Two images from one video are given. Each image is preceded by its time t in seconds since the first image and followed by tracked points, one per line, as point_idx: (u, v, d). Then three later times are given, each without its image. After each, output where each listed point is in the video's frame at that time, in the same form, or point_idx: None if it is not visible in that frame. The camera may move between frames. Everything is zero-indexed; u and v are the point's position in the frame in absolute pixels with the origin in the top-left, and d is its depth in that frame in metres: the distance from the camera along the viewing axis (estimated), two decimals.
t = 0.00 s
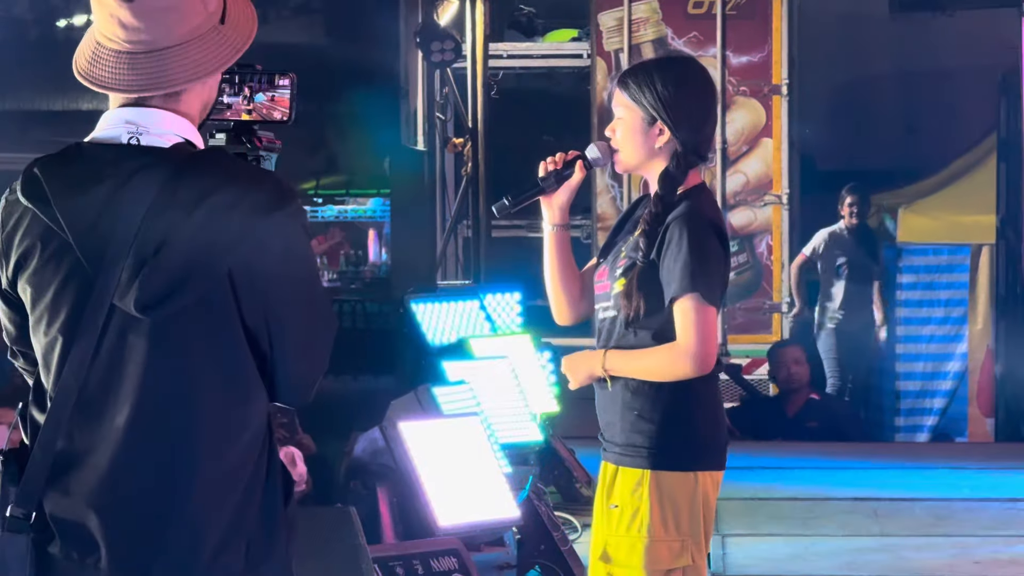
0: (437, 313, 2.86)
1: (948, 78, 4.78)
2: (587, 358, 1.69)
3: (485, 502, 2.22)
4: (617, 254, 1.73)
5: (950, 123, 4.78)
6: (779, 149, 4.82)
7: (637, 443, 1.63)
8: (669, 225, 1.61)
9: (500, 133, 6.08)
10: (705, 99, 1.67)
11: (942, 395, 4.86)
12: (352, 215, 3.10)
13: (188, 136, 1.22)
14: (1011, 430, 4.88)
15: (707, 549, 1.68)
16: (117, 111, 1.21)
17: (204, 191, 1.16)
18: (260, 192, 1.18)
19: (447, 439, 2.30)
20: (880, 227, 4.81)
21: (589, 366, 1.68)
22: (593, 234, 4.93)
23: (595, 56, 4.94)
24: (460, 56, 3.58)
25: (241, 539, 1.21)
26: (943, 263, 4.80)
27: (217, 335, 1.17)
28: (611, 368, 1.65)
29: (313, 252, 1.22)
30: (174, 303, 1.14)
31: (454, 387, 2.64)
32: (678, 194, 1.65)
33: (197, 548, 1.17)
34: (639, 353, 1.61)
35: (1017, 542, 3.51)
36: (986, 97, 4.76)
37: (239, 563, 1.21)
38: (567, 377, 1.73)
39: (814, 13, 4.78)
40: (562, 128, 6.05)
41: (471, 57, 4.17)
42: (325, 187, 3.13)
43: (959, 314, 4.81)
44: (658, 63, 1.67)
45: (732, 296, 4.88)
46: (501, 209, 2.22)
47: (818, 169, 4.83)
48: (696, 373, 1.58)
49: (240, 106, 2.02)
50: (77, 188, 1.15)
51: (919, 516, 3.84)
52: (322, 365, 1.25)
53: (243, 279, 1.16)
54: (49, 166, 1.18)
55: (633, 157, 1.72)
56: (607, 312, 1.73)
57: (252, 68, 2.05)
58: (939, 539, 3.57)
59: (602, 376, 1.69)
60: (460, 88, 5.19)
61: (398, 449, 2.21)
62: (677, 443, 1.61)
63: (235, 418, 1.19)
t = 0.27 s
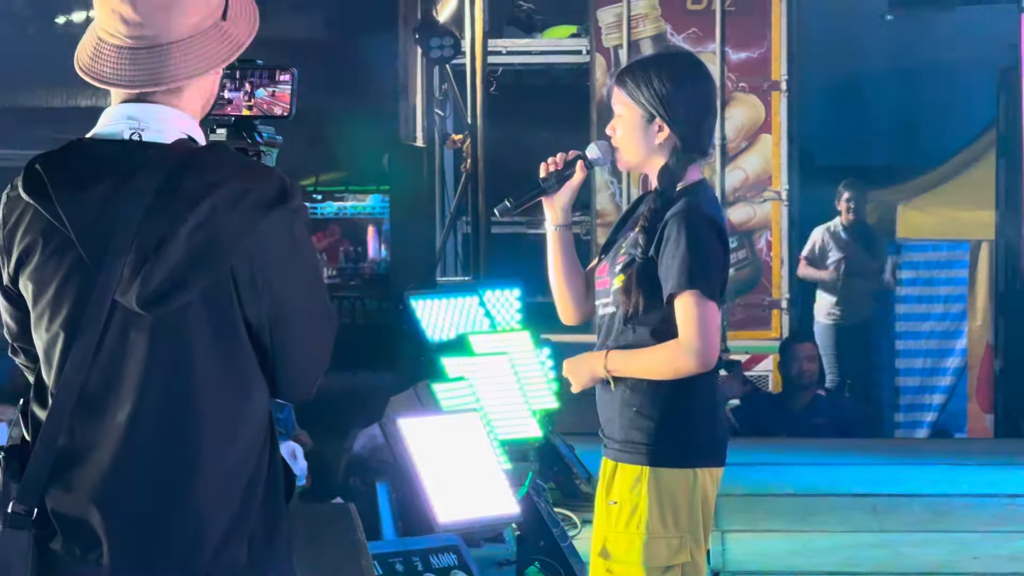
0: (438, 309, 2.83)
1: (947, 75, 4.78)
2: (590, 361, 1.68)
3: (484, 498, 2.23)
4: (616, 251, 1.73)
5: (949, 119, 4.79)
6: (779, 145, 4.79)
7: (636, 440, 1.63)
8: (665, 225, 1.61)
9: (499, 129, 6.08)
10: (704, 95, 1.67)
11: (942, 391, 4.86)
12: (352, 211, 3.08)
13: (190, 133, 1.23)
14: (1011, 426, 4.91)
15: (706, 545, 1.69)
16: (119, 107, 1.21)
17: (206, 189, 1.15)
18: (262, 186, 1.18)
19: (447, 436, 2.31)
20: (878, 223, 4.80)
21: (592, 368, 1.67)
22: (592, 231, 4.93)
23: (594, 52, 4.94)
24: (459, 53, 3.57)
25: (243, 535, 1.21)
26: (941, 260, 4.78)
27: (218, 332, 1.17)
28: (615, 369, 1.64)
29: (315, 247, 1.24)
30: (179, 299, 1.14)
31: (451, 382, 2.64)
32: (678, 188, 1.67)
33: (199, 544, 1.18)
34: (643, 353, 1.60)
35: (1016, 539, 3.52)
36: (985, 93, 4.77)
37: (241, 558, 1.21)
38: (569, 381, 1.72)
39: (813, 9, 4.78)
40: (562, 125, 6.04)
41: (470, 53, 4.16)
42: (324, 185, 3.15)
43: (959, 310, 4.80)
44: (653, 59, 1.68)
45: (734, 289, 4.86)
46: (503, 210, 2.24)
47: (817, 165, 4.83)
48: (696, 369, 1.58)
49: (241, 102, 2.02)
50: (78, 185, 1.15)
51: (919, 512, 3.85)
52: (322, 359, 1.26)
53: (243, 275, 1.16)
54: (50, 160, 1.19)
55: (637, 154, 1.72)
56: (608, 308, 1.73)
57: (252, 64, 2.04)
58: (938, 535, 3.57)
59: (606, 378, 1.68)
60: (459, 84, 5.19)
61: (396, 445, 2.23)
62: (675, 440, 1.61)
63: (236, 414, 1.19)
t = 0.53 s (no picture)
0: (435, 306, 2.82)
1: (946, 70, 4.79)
2: (580, 346, 1.70)
3: (482, 494, 2.22)
4: (616, 248, 1.73)
5: (947, 115, 4.79)
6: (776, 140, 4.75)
7: (635, 435, 1.63)
8: (670, 218, 1.61)
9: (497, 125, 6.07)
10: (703, 91, 1.68)
11: (940, 386, 4.86)
12: (349, 207, 3.07)
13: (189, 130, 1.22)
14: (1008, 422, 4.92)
15: (705, 540, 1.69)
16: (118, 105, 1.21)
17: (204, 183, 1.15)
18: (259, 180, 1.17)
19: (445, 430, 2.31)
20: (876, 219, 4.80)
21: (581, 353, 1.69)
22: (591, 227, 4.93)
23: (592, 48, 4.92)
24: (457, 49, 3.56)
25: (242, 532, 1.20)
26: (939, 255, 4.79)
27: (215, 327, 1.17)
28: (605, 356, 1.66)
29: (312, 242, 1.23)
30: (176, 295, 1.13)
31: (449, 378, 2.64)
32: (679, 185, 1.67)
33: (197, 541, 1.17)
34: (632, 343, 1.62)
35: (1014, 534, 3.52)
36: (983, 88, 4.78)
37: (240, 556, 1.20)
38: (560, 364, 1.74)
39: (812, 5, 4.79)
40: (560, 120, 6.04)
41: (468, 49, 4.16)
42: (323, 179, 3.14)
43: (957, 306, 4.80)
44: (651, 56, 1.67)
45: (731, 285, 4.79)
46: (503, 211, 2.22)
47: (816, 161, 4.84)
48: (685, 368, 1.57)
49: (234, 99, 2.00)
50: (76, 181, 1.14)
51: (917, 507, 3.85)
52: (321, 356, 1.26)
53: (241, 270, 1.16)
54: (49, 157, 1.17)
55: (637, 153, 1.71)
56: (608, 304, 1.73)
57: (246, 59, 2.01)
58: (937, 530, 3.58)
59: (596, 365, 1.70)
60: (457, 80, 5.18)
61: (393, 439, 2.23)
62: (674, 436, 1.61)
63: (234, 411, 1.19)
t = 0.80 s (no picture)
0: (432, 303, 2.90)
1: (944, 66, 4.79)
2: (584, 348, 1.67)
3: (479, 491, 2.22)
4: (614, 244, 1.73)
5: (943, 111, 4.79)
6: (774, 136, 4.76)
7: (633, 432, 1.63)
8: (669, 215, 1.60)
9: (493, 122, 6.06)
10: (700, 87, 1.68)
11: (937, 382, 4.87)
12: (346, 204, 3.10)
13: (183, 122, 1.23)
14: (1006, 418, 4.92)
15: (703, 536, 1.69)
16: (112, 98, 1.21)
17: (198, 179, 1.15)
18: (254, 176, 1.18)
19: (442, 428, 2.30)
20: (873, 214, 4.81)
21: (585, 353, 1.67)
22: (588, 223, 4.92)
23: (588, 44, 4.90)
24: (454, 45, 3.56)
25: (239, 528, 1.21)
26: (937, 250, 4.80)
27: (209, 323, 1.17)
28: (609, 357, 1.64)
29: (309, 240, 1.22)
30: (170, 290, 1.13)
31: (446, 375, 2.62)
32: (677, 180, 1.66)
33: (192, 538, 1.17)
34: (636, 343, 1.60)
35: (1011, 529, 3.53)
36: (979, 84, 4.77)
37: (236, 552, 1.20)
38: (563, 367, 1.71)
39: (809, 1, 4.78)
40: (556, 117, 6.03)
41: (464, 45, 4.15)
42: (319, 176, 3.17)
43: (954, 301, 4.80)
44: (648, 51, 1.67)
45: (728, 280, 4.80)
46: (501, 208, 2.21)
47: (813, 157, 4.84)
48: (684, 364, 1.57)
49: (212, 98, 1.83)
50: (71, 177, 1.14)
51: (915, 503, 3.85)
52: (317, 353, 1.25)
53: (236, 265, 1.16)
54: (43, 154, 1.18)
55: (634, 149, 1.71)
56: (605, 300, 1.73)
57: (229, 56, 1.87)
58: (934, 526, 3.58)
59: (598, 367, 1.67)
60: (454, 76, 5.17)
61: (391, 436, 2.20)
62: (671, 432, 1.62)
63: (228, 407, 1.19)
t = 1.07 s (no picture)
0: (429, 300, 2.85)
1: (939, 63, 4.79)
2: (581, 349, 1.67)
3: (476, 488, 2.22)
4: (609, 242, 1.73)
5: (939, 110, 4.80)
6: (768, 134, 4.84)
7: (629, 429, 1.63)
8: (661, 212, 1.61)
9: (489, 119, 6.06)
10: (694, 85, 1.68)
11: (933, 379, 4.89)
12: (342, 202, 3.12)
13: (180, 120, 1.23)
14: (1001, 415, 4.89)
15: (698, 532, 1.70)
16: (109, 95, 1.21)
17: (193, 176, 1.15)
18: (249, 173, 1.18)
19: (439, 426, 2.30)
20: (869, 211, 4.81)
21: (582, 353, 1.66)
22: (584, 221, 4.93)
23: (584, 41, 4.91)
24: (450, 42, 3.55)
25: (237, 526, 1.21)
26: (932, 248, 4.82)
27: (206, 321, 1.17)
28: (607, 357, 1.64)
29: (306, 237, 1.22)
30: (166, 287, 1.13)
31: (442, 373, 2.63)
32: (670, 177, 1.66)
33: (190, 535, 1.17)
34: (635, 342, 1.60)
35: (1006, 526, 3.54)
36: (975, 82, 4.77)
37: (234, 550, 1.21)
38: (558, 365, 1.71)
39: None
40: (553, 114, 6.03)
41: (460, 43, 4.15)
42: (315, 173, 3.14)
43: (950, 299, 4.82)
44: (642, 48, 1.68)
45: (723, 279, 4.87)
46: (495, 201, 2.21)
47: (809, 155, 4.85)
48: (689, 358, 1.58)
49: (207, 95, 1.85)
50: (67, 174, 1.14)
51: (910, 500, 3.86)
52: (315, 351, 1.25)
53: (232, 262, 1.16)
54: (42, 149, 1.17)
55: (625, 145, 1.71)
56: (600, 298, 1.73)
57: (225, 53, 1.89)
58: (930, 523, 3.59)
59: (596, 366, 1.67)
60: (449, 74, 5.17)
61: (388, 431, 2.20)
62: (667, 429, 1.62)
63: (225, 405, 1.18)
